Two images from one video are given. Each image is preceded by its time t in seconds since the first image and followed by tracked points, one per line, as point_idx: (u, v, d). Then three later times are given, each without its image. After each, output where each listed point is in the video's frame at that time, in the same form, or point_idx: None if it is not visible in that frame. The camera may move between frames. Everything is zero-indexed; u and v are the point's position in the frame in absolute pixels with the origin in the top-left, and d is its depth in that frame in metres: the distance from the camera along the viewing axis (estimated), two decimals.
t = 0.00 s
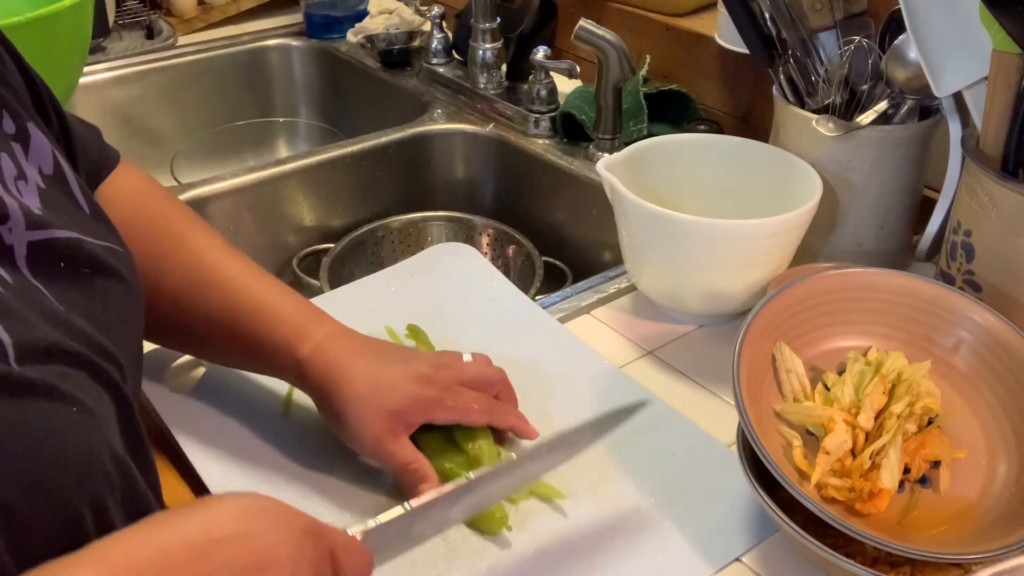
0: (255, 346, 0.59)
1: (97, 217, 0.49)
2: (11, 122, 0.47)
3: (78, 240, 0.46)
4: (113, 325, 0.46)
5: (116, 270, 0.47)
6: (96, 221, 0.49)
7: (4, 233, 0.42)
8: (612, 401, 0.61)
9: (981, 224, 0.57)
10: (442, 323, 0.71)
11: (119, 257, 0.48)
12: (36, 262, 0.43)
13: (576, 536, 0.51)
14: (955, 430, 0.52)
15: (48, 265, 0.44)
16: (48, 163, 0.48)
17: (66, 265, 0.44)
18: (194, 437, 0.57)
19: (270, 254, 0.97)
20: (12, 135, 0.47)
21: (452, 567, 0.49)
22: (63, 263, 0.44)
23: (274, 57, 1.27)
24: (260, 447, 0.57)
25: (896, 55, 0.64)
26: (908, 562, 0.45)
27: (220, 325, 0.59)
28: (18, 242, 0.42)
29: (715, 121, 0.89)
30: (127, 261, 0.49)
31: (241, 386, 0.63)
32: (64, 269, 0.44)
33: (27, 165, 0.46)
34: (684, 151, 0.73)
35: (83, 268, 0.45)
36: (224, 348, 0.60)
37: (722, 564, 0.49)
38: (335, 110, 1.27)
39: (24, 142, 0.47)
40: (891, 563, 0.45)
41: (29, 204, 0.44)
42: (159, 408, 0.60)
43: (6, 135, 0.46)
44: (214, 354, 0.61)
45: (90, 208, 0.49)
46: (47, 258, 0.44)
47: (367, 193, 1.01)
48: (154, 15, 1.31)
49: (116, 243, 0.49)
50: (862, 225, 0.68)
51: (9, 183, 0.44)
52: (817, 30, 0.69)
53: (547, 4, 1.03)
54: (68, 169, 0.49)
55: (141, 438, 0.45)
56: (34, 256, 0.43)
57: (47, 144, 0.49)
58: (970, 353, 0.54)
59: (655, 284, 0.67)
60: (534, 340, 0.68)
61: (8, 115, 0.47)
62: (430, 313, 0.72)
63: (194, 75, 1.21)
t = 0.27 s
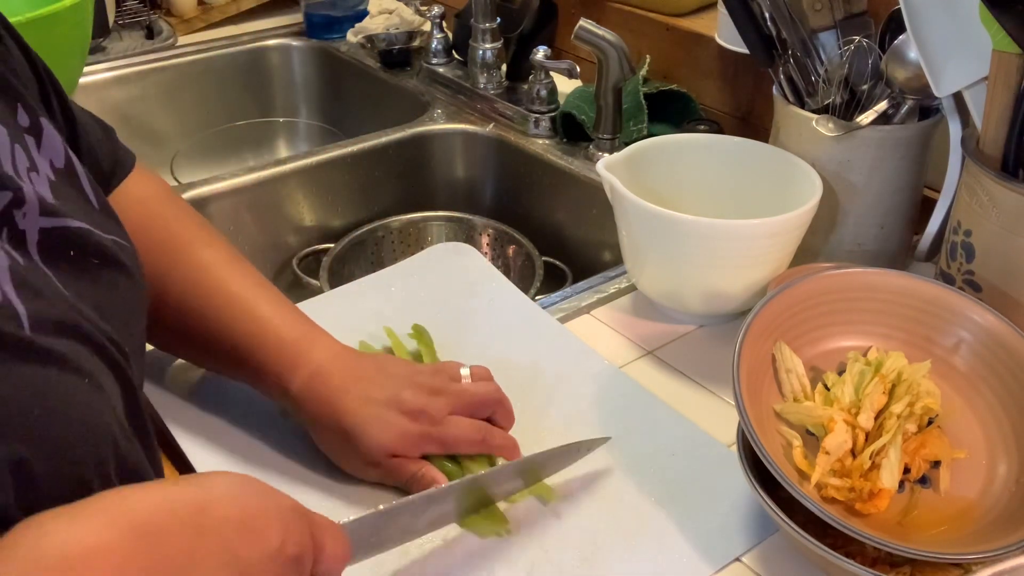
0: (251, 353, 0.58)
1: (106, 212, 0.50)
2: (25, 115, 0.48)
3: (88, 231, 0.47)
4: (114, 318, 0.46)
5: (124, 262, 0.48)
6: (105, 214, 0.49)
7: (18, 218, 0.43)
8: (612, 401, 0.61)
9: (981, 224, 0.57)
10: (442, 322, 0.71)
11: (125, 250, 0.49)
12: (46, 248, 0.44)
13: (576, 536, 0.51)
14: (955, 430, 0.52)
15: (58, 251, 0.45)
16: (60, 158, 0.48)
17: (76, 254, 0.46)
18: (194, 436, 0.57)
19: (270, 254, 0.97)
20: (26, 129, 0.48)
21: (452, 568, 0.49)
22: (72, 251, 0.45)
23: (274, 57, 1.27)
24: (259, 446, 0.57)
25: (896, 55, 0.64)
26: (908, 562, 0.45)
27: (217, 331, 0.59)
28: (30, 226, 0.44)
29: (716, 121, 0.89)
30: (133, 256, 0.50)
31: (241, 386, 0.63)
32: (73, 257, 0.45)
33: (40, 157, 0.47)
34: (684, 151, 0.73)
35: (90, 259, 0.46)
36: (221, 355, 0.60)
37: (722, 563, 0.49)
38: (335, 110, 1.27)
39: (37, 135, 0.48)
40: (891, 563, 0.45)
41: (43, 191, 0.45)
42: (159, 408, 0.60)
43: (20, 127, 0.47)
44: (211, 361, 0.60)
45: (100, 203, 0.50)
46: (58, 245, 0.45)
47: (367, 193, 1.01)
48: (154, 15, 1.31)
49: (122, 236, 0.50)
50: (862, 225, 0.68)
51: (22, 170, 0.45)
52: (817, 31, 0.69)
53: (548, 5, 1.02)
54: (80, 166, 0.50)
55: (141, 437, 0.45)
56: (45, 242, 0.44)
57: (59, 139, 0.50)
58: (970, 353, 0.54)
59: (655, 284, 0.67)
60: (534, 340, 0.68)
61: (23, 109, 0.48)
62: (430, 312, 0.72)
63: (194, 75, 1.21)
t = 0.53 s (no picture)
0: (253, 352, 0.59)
1: (115, 205, 0.51)
2: (41, 109, 0.49)
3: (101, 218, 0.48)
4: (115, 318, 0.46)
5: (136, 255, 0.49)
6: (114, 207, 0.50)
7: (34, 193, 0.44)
8: (612, 401, 0.61)
9: (981, 224, 0.57)
10: (442, 323, 0.71)
11: (136, 240, 0.50)
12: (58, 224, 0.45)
13: (576, 536, 0.51)
14: (955, 430, 0.52)
15: (70, 230, 0.46)
16: (72, 150, 0.50)
17: (88, 235, 0.46)
18: (194, 436, 0.57)
19: (270, 254, 0.97)
20: (42, 121, 0.48)
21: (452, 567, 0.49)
22: (85, 232, 0.46)
23: (274, 57, 1.27)
24: (259, 447, 0.57)
25: (896, 55, 0.64)
26: (908, 562, 0.45)
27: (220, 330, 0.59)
28: (45, 203, 0.45)
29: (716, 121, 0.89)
30: (140, 246, 0.51)
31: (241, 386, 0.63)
32: (85, 238, 0.46)
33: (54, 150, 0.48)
34: (684, 151, 0.73)
35: (103, 243, 0.47)
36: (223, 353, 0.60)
37: (722, 563, 0.49)
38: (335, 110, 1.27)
39: (51, 127, 0.49)
40: (891, 563, 0.45)
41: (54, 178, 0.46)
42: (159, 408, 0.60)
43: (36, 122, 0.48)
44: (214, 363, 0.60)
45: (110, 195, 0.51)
46: (70, 224, 0.46)
47: (367, 193, 1.01)
48: (154, 15, 1.31)
49: (131, 227, 0.51)
50: (862, 225, 0.68)
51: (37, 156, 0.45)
52: (817, 31, 0.69)
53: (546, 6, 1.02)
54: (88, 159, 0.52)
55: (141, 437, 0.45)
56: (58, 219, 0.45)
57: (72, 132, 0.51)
58: (970, 353, 0.54)
59: (655, 284, 0.67)
60: (534, 340, 0.68)
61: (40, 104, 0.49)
62: (430, 313, 0.72)
63: (194, 75, 1.21)
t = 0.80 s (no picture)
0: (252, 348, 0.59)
1: (113, 201, 0.51)
2: (40, 105, 0.49)
3: (102, 216, 0.48)
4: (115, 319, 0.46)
5: (132, 248, 0.49)
6: (111, 201, 0.51)
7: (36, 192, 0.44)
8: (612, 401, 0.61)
9: (982, 224, 0.57)
10: (442, 323, 0.71)
11: (132, 235, 0.50)
12: (61, 222, 0.45)
13: (576, 536, 0.51)
14: (956, 430, 0.52)
15: (71, 228, 0.46)
16: (71, 145, 0.50)
17: (88, 231, 0.47)
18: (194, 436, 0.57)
19: (270, 254, 0.97)
20: (41, 117, 0.48)
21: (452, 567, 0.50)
22: (85, 230, 0.46)
23: (274, 57, 1.27)
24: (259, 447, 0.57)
25: (896, 55, 0.64)
26: (908, 562, 0.45)
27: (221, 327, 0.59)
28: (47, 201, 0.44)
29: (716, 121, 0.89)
30: (138, 242, 0.51)
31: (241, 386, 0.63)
32: (85, 235, 0.46)
33: (53, 144, 0.48)
34: (684, 151, 0.73)
35: (101, 239, 0.47)
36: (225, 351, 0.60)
37: (721, 563, 0.49)
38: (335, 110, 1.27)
39: (50, 123, 0.49)
40: (891, 562, 0.45)
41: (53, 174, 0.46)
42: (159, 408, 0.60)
43: (35, 117, 0.48)
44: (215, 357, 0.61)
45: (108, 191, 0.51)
46: (70, 221, 0.46)
47: (367, 193, 1.01)
48: (154, 15, 1.31)
49: (128, 222, 0.51)
50: (862, 225, 0.68)
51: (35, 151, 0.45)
52: (817, 31, 0.68)
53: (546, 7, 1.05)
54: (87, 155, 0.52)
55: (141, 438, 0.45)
56: (60, 216, 0.45)
57: (71, 130, 0.51)
58: (970, 353, 0.54)
59: (656, 284, 0.67)
60: (534, 340, 0.68)
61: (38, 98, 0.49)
62: (430, 313, 0.72)
63: (194, 75, 1.21)
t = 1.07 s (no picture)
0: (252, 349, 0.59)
1: (122, 195, 0.51)
2: (54, 102, 0.49)
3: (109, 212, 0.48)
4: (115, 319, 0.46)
5: (142, 243, 0.49)
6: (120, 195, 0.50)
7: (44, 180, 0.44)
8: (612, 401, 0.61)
9: (981, 224, 0.57)
10: (441, 323, 0.71)
11: (141, 229, 0.50)
12: (65, 212, 0.45)
13: (576, 537, 0.51)
14: (956, 430, 0.52)
15: (75, 219, 0.46)
16: (82, 143, 0.49)
17: (96, 225, 0.46)
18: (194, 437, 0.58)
19: (270, 254, 0.97)
20: (55, 114, 0.48)
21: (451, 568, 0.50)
22: (91, 221, 0.46)
23: (274, 57, 1.27)
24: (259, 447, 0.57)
25: (896, 55, 0.64)
26: (908, 562, 0.45)
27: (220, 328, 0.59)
28: (54, 190, 0.45)
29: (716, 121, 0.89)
30: (147, 237, 0.51)
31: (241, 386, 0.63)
32: (92, 228, 0.46)
33: (65, 141, 0.48)
34: (684, 151, 0.73)
35: (109, 234, 0.47)
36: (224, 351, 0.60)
37: (722, 564, 0.49)
38: (335, 110, 1.27)
39: (63, 120, 0.49)
40: (891, 563, 0.45)
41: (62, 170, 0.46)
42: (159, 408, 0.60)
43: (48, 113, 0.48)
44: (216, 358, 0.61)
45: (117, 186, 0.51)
46: (76, 215, 0.46)
47: (367, 193, 1.01)
48: (154, 15, 1.31)
49: (138, 218, 0.51)
50: (862, 225, 0.68)
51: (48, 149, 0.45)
52: (817, 30, 0.68)
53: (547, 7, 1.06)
54: (98, 154, 0.51)
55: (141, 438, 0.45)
56: (65, 207, 0.45)
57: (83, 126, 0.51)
58: (970, 352, 0.54)
59: (656, 284, 0.67)
60: (534, 340, 0.68)
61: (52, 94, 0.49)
62: (429, 313, 0.72)
63: (194, 74, 1.21)
